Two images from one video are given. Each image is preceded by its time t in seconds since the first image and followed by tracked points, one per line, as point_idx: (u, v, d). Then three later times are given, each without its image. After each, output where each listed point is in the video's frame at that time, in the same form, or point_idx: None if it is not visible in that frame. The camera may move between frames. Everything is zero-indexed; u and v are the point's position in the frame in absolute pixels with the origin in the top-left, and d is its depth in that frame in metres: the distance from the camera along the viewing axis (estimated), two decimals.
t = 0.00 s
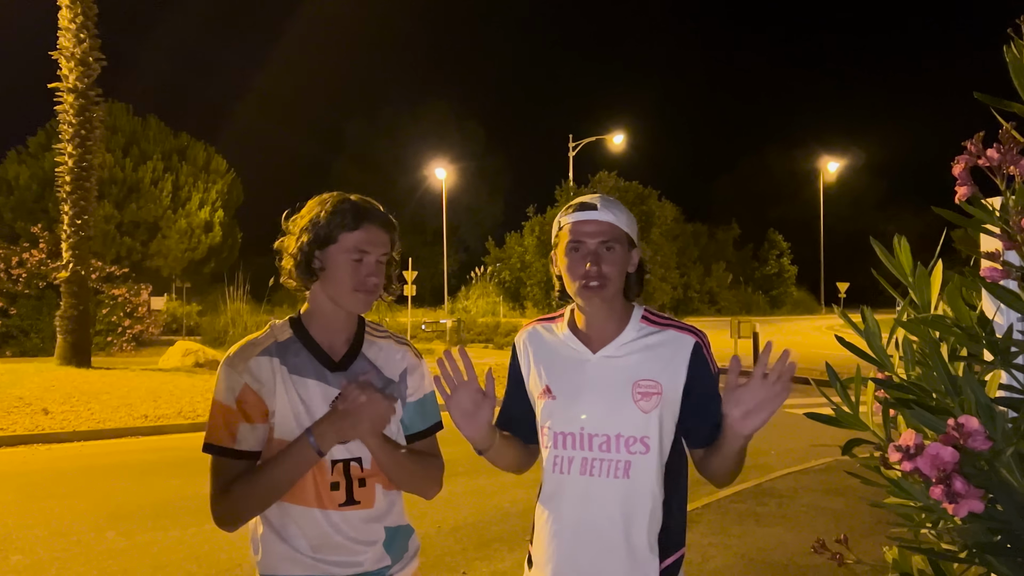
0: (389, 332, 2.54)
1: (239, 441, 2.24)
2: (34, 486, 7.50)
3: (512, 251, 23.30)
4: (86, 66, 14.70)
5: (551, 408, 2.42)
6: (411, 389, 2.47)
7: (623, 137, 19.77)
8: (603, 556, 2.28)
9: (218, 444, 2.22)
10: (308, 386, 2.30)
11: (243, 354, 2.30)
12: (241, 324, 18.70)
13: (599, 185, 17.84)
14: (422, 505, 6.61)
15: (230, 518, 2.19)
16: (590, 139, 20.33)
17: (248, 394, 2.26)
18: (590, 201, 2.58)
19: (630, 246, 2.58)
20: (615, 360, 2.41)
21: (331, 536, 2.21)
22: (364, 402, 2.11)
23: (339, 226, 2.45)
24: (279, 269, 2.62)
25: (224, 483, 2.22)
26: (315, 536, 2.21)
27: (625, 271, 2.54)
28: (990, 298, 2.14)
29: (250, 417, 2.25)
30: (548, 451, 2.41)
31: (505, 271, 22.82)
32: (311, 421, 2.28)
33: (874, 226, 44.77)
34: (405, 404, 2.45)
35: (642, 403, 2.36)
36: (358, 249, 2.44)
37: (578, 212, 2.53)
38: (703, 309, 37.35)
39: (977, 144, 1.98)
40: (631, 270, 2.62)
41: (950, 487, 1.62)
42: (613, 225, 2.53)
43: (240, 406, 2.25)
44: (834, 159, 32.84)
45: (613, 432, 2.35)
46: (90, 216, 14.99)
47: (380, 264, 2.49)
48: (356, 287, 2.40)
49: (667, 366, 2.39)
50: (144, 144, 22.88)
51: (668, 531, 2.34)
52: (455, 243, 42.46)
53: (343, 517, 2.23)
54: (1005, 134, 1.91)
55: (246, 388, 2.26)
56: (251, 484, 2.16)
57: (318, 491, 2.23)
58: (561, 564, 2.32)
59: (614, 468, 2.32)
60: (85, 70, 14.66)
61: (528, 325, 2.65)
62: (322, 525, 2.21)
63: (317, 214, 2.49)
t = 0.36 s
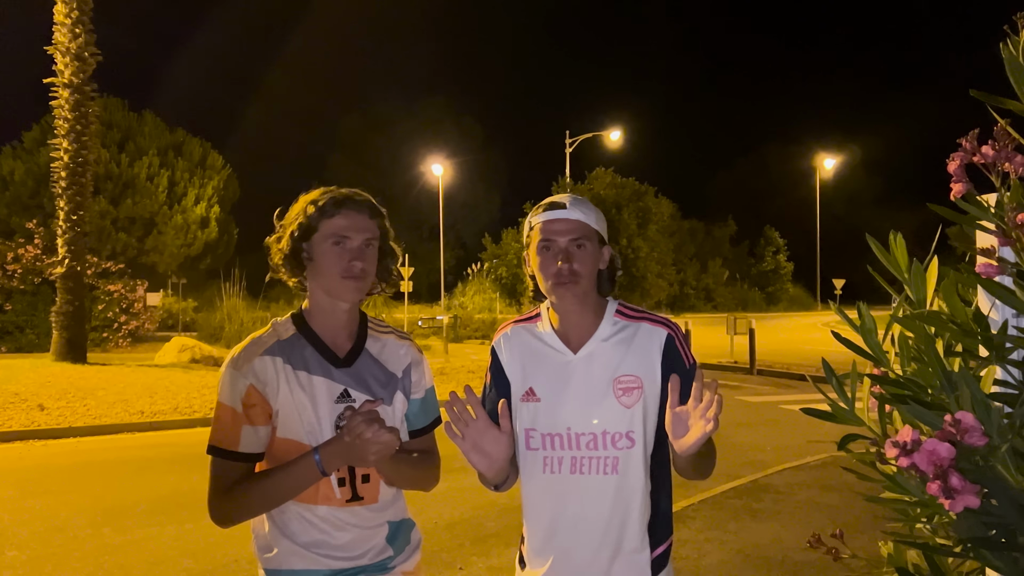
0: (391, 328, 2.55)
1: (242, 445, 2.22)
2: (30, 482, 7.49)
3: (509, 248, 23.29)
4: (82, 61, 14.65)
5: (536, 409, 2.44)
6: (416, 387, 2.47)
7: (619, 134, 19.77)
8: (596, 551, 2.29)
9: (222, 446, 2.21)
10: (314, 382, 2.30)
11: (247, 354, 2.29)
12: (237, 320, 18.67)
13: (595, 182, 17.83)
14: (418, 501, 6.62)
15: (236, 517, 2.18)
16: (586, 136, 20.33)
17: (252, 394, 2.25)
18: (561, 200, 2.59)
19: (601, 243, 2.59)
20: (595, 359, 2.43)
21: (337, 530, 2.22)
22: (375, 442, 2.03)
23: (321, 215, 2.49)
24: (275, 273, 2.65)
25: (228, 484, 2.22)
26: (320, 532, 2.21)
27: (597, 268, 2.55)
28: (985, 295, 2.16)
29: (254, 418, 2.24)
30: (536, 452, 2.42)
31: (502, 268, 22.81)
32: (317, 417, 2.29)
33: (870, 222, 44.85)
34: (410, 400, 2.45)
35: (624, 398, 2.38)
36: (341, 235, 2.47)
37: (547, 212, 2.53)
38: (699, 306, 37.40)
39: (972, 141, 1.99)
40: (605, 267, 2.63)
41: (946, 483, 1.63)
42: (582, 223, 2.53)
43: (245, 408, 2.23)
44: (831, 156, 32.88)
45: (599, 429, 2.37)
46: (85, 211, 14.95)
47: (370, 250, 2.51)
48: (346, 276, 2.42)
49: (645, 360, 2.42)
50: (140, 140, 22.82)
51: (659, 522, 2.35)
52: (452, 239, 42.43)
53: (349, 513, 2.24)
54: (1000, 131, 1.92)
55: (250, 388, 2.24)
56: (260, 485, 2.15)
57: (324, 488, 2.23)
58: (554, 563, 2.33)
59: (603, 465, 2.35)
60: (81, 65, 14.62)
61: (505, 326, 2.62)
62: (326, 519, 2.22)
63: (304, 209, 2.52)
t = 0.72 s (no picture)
0: (382, 323, 2.52)
1: (221, 435, 2.23)
2: (27, 476, 7.49)
3: (506, 242, 23.29)
4: (78, 54, 14.59)
5: (535, 409, 2.43)
6: (405, 384, 2.43)
7: (617, 128, 19.74)
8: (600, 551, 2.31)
9: (203, 437, 2.22)
10: (296, 374, 2.29)
11: (229, 346, 2.30)
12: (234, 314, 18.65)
13: (593, 176, 17.80)
14: (415, 495, 6.64)
15: (212, 507, 2.19)
16: (585, 129, 20.29)
17: (233, 384, 2.25)
18: (556, 194, 2.60)
19: (597, 238, 2.61)
20: (595, 357, 2.43)
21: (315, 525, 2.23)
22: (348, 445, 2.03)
23: (275, 213, 2.49)
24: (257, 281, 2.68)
25: (210, 474, 2.23)
26: (297, 525, 2.22)
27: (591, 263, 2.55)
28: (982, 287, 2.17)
29: (233, 409, 2.24)
30: (536, 451, 2.42)
31: (499, 262, 22.79)
32: (298, 409, 2.27)
33: (868, 217, 44.90)
34: (399, 397, 2.41)
35: (624, 396, 2.39)
36: (293, 229, 2.46)
37: (544, 205, 2.54)
38: (696, 300, 37.44)
39: (970, 135, 1.98)
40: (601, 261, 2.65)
41: (942, 476, 1.64)
42: (579, 218, 2.55)
43: (224, 398, 2.23)
44: (829, 150, 32.92)
45: (599, 428, 2.38)
46: (82, 205, 14.91)
47: (330, 236, 2.48)
48: (310, 269, 2.41)
49: (645, 357, 2.43)
50: (136, 133, 22.76)
51: (659, 517, 2.38)
52: (449, 233, 42.40)
53: (327, 507, 2.24)
54: (998, 125, 1.91)
55: (229, 379, 2.24)
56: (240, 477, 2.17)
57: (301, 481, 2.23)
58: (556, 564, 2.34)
59: (604, 463, 2.36)
60: (77, 57, 14.57)
61: (498, 323, 2.60)
62: (304, 514, 2.23)
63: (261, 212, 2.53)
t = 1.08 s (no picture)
0: (358, 319, 2.45)
1: (187, 433, 2.26)
2: (24, 472, 7.49)
3: (503, 238, 23.29)
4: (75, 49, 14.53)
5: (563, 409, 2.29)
6: (379, 385, 2.33)
7: (615, 124, 19.75)
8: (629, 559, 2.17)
9: (170, 436, 2.27)
10: (259, 373, 2.28)
11: (197, 346, 2.33)
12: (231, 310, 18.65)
13: (591, 173, 17.78)
14: (411, 491, 6.65)
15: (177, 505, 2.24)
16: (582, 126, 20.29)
17: (195, 383, 2.28)
18: (586, 185, 2.43)
19: (631, 230, 2.40)
20: (628, 356, 2.27)
21: (279, 526, 2.22)
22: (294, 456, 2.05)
23: (228, 220, 2.50)
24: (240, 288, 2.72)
25: (179, 472, 2.27)
26: (262, 524, 2.21)
27: (621, 256, 2.35)
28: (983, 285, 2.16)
29: (197, 407, 2.27)
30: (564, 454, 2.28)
31: (497, 258, 22.80)
32: (259, 408, 2.27)
33: (865, 214, 44.99)
34: (372, 397, 2.32)
35: (656, 398, 2.23)
36: (245, 229, 2.45)
37: (572, 197, 2.38)
38: (693, 296, 37.50)
39: (971, 131, 1.98)
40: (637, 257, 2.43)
41: (943, 473, 1.64)
42: (608, 208, 2.36)
43: (188, 397, 2.27)
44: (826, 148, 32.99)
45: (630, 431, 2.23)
46: (78, 200, 14.87)
47: (286, 233, 2.45)
48: (265, 267, 2.40)
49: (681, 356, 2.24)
50: (133, 129, 22.71)
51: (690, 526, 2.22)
52: (447, 229, 42.41)
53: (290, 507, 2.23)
54: (999, 122, 1.91)
55: (193, 377, 2.28)
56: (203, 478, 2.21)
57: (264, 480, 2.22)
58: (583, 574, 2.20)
59: (634, 470, 2.21)
60: (74, 53, 14.53)
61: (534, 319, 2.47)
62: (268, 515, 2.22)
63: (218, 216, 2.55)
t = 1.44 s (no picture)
0: (348, 316, 2.44)
1: (175, 437, 2.27)
2: (20, 470, 7.47)
3: (501, 238, 23.26)
4: (71, 46, 14.49)
5: (594, 406, 2.30)
6: (372, 382, 2.33)
7: (612, 125, 19.74)
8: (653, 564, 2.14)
9: (159, 440, 2.27)
10: (249, 375, 2.28)
11: (185, 349, 2.34)
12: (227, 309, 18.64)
13: (589, 172, 17.73)
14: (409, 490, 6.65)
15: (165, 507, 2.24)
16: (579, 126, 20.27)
17: (184, 386, 2.28)
18: (620, 176, 2.43)
19: (667, 223, 2.36)
20: (662, 357, 2.24)
21: (269, 528, 2.21)
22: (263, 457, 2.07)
23: (210, 224, 2.51)
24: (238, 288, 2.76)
25: (171, 476, 2.28)
26: (252, 525, 2.22)
27: (654, 251, 2.33)
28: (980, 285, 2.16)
29: (186, 411, 2.27)
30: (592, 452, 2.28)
31: (493, 258, 22.78)
32: (249, 410, 2.26)
33: (862, 215, 45.03)
34: (366, 392, 2.32)
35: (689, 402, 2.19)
36: (225, 232, 2.45)
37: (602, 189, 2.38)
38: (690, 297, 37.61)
39: (970, 133, 1.98)
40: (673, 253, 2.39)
41: (941, 474, 1.64)
42: (639, 200, 2.34)
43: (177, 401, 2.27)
44: (823, 149, 33.02)
45: (657, 433, 2.20)
46: (74, 198, 14.82)
47: (265, 235, 2.43)
48: (243, 270, 2.39)
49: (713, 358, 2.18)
50: (130, 127, 22.65)
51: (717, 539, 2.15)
52: (444, 229, 42.37)
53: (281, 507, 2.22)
54: (998, 124, 1.91)
55: (182, 381, 2.28)
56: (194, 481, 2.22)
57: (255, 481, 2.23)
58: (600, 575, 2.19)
59: (658, 473, 2.19)
60: (71, 50, 14.49)
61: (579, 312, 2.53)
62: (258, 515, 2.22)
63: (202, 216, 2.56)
